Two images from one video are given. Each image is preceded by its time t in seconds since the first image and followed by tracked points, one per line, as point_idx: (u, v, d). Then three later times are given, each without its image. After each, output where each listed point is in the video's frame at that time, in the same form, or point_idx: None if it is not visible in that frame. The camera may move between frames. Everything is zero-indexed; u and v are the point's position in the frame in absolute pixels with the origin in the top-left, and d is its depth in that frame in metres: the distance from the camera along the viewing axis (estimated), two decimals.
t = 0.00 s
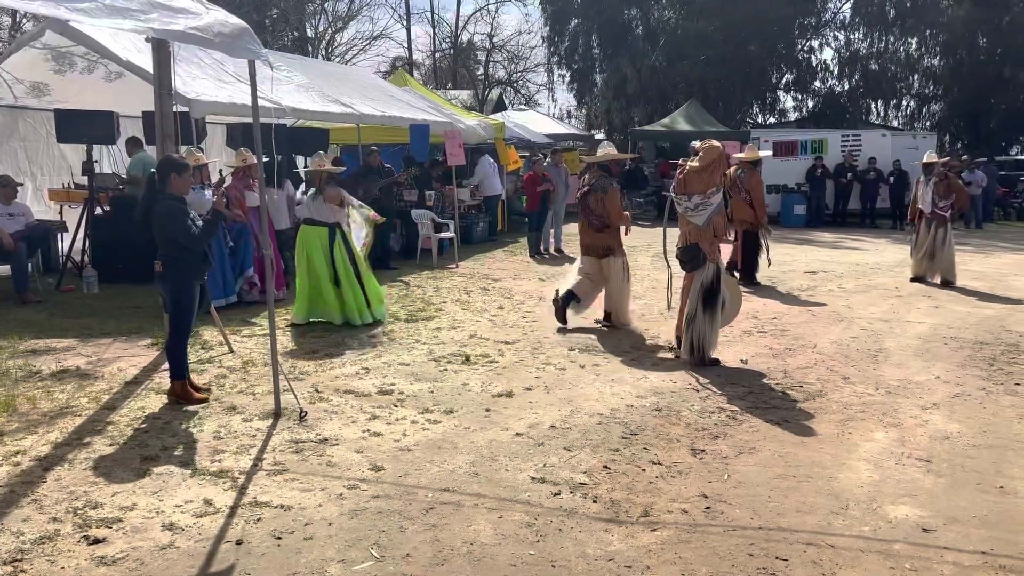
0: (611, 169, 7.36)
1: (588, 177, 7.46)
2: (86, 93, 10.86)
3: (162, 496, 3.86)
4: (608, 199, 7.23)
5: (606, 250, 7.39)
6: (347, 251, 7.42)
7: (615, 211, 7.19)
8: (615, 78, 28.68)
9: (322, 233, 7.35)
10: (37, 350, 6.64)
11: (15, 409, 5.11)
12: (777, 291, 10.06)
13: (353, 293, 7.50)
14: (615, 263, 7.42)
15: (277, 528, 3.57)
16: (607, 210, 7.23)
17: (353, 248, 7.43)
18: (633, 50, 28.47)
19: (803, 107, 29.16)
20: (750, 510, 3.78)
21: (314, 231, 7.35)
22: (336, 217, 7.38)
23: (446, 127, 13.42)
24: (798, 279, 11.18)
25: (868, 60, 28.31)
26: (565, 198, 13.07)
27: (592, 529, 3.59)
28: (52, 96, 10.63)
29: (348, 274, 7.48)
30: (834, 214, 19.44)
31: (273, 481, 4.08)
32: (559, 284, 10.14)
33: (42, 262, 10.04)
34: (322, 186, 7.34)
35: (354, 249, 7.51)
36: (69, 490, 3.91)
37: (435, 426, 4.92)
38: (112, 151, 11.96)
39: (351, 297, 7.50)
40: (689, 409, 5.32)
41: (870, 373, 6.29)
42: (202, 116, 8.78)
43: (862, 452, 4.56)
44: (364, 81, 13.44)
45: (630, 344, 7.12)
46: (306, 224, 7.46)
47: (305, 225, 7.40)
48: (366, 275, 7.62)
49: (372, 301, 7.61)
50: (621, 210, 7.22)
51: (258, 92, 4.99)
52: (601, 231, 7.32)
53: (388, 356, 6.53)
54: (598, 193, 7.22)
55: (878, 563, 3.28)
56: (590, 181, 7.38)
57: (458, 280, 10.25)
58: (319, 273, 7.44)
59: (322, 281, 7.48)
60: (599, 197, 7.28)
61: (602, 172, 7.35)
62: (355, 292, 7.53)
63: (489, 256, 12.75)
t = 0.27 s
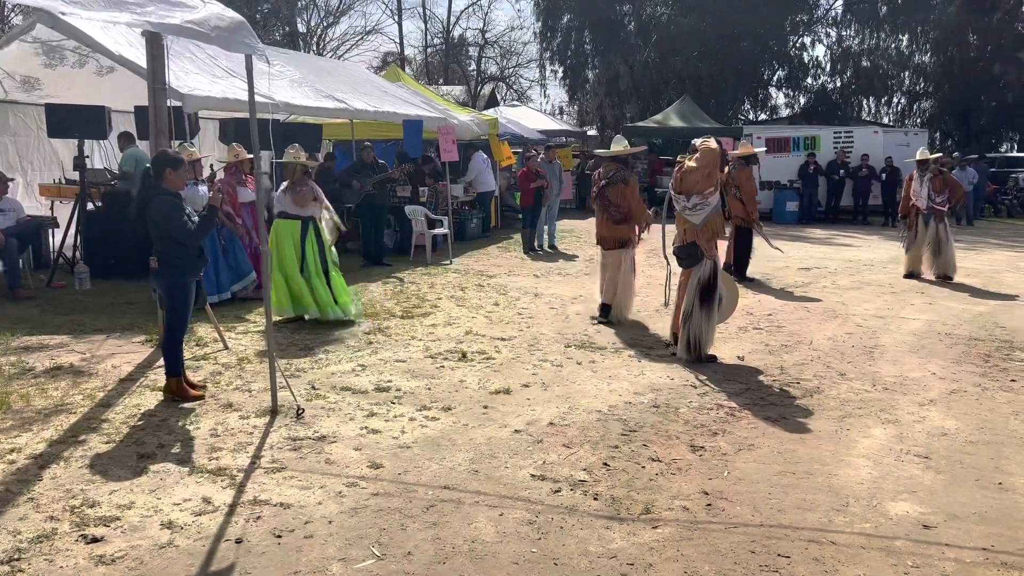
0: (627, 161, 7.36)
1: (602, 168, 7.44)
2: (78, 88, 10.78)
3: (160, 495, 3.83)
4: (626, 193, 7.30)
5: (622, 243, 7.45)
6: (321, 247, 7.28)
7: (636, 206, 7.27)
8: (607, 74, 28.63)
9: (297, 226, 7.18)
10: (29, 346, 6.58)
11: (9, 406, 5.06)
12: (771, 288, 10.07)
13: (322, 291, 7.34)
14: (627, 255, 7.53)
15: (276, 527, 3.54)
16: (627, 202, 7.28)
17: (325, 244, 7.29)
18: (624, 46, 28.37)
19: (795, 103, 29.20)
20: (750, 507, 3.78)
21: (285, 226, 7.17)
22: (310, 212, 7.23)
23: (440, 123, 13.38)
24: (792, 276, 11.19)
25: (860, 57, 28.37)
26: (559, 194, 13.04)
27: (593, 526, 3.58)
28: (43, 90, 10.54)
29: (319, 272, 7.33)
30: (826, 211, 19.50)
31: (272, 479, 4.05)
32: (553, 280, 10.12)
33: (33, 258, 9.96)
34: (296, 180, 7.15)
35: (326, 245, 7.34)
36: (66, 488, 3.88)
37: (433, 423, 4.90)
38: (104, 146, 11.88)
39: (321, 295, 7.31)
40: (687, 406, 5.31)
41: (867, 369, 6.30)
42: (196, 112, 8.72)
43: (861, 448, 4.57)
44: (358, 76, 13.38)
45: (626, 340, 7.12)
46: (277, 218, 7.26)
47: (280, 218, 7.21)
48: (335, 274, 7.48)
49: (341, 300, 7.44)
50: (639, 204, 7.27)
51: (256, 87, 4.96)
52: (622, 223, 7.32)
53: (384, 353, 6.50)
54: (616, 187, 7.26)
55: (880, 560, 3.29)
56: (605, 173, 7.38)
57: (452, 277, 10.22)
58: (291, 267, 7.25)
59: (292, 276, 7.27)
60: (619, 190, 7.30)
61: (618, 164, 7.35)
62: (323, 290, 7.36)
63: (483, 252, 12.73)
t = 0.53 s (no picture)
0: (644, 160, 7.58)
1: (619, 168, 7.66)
2: (75, 81, 10.72)
3: (163, 489, 3.82)
4: (644, 192, 7.50)
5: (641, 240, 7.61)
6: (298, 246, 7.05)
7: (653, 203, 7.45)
8: (604, 69, 28.57)
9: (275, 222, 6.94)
10: (28, 340, 6.55)
11: (9, 401, 5.04)
12: (770, 283, 10.06)
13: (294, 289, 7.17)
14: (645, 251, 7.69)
15: (280, 522, 3.53)
16: (643, 200, 7.47)
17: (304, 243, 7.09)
18: (621, 40, 28.25)
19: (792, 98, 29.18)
20: (755, 501, 3.78)
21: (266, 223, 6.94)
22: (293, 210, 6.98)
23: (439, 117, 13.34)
24: (790, 271, 11.19)
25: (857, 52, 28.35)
26: (558, 188, 13.00)
27: (599, 521, 3.58)
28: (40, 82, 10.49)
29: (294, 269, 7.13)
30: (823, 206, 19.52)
31: (275, 474, 4.04)
32: (552, 275, 10.09)
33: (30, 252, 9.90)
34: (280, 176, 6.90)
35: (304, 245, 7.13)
36: (68, 482, 3.86)
37: (435, 418, 4.88)
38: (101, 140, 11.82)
39: (287, 294, 7.11)
40: (689, 401, 5.31)
41: (868, 365, 6.30)
42: (194, 105, 8.68)
43: (864, 444, 4.56)
44: (356, 70, 13.33)
45: (627, 335, 7.10)
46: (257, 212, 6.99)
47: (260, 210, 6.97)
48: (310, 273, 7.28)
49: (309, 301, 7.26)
50: (656, 202, 7.47)
51: (258, 80, 4.94)
52: (638, 220, 7.50)
53: (384, 348, 6.48)
54: (634, 184, 7.44)
55: (885, 555, 3.29)
56: (621, 172, 7.59)
57: (451, 271, 10.19)
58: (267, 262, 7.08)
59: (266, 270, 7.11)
60: (636, 188, 7.50)
61: (634, 163, 7.56)
62: (294, 288, 7.18)
63: (481, 247, 12.70)
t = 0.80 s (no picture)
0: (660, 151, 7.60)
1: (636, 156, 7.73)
2: (76, 74, 10.70)
3: (168, 482, 3.82)
4: (658, 181, 7.62)
5: (657, 231, 7.77)
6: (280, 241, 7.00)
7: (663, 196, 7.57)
8: (604, 63, 28.51)
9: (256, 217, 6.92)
10: (31, 334, 6.54)
11: (13, 394, 5.04)
12: (772, 278, 10.05)
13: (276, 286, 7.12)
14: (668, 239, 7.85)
15: (286, 515, 3.53)
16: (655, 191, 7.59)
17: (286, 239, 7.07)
18: (622, 34, 28.17)
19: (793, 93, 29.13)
20: (760, 495, 3.78)
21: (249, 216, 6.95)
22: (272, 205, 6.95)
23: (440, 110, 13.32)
24: (792, 265, 11.18)
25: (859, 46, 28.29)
26: (559, 182, 12.99)
27: (604, 515, 3.57)
28: (41, 75, 10.48)
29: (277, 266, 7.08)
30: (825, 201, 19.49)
31: (280, 467, 4.04)
32: (554, 269, 10.09)
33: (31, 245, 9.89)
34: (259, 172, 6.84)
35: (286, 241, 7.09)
36: (73, 475, 3.86)
37: (439, 412, 4.88)
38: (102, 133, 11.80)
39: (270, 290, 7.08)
40: (693, 395, 5.31)
41: (871, 359, 6.30)
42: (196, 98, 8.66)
43: (868, 438, 4.56)
44: (357, 63, 13.30)
45: (629, 329, 7.10)
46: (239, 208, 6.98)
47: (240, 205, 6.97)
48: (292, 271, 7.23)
49: (291, 299, 7.13)
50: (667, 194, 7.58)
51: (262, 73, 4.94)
52: (649, 210, 7.66)
53: (387, 342, 6.47)
54: (646, 174, 7.55)
55: (892, 549, 3.29)
56: (637, 162, 7.67)
57: (452, 266, 10.19)
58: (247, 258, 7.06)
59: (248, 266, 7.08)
60: (649, 178, 7.61)
61: (650, 153, 7.60)
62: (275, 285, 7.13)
63: (483, 241, 12.68)
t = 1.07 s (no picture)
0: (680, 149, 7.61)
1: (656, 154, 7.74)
2: (76, 71, 10.68)
3: (169, 480, 3.82)
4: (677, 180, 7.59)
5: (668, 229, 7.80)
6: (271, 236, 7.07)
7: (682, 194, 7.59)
8: (605, 59, 28.45)
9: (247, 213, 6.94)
10: (33, 331, 6.55)
11: (15, 391, 5.04)
12: (774, 274, 10.03)
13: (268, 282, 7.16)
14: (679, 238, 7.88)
15: (287, 512, 3.53)
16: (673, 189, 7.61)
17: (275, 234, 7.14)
18: (623, 30, 28.06)
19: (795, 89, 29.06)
20: (761, 492, 3.78)
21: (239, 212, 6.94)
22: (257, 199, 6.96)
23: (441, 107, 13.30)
24: (794, 262, 11.16)
25: (861, 42, 28.21)
26: (560, 178, 12.98)
27: (606, 512, 3.57)
28: (41, 73, 10.46)
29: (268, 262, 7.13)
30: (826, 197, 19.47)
31: (282, 464, 4.04)
32: (555, 266, 10.08)
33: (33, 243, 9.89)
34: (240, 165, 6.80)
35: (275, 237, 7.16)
36: (75, 473, 3.86)
37: (440, 409, 4.88)
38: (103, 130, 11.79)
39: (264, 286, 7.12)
40: (694, 392, 5.30)
41: (873, 356, 6.29)
42: (197, 95, 8.65)
43: (870, 435, 4.56)
44: (358, 60, 13.28)
45: (631, 326, 7.09)
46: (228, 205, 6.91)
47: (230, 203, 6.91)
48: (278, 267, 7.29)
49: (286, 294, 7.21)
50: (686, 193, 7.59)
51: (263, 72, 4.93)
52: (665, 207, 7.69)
53: (389, 339, 6.47)
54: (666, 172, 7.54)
55: (894, 546, 3.29)
56: (657, 159, 7.69)
57: (453, 263, 10.17)
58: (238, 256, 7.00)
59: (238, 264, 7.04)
60: (668, 175, 7.61)
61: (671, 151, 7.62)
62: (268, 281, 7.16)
63: (484, 238, 12.68)
